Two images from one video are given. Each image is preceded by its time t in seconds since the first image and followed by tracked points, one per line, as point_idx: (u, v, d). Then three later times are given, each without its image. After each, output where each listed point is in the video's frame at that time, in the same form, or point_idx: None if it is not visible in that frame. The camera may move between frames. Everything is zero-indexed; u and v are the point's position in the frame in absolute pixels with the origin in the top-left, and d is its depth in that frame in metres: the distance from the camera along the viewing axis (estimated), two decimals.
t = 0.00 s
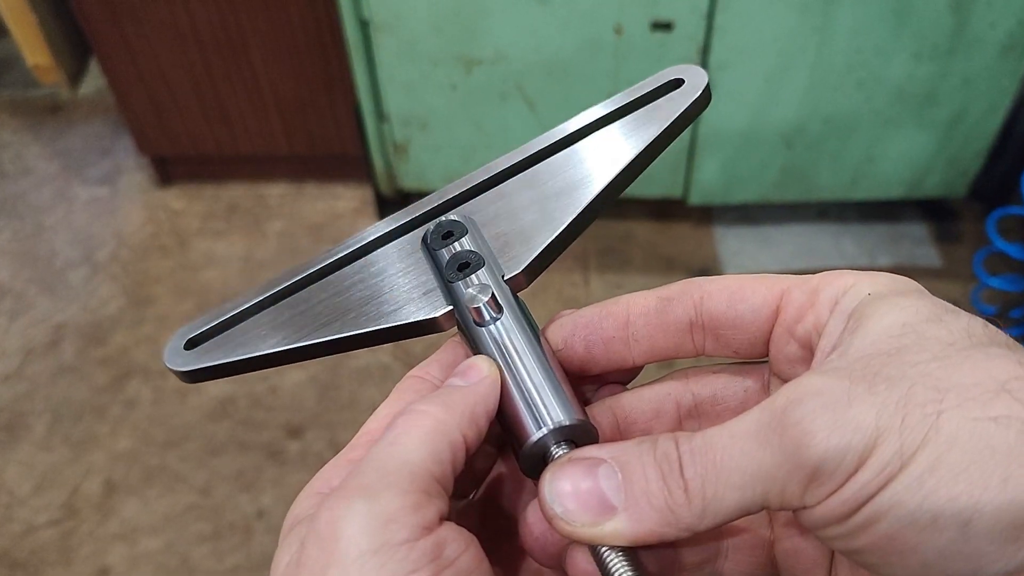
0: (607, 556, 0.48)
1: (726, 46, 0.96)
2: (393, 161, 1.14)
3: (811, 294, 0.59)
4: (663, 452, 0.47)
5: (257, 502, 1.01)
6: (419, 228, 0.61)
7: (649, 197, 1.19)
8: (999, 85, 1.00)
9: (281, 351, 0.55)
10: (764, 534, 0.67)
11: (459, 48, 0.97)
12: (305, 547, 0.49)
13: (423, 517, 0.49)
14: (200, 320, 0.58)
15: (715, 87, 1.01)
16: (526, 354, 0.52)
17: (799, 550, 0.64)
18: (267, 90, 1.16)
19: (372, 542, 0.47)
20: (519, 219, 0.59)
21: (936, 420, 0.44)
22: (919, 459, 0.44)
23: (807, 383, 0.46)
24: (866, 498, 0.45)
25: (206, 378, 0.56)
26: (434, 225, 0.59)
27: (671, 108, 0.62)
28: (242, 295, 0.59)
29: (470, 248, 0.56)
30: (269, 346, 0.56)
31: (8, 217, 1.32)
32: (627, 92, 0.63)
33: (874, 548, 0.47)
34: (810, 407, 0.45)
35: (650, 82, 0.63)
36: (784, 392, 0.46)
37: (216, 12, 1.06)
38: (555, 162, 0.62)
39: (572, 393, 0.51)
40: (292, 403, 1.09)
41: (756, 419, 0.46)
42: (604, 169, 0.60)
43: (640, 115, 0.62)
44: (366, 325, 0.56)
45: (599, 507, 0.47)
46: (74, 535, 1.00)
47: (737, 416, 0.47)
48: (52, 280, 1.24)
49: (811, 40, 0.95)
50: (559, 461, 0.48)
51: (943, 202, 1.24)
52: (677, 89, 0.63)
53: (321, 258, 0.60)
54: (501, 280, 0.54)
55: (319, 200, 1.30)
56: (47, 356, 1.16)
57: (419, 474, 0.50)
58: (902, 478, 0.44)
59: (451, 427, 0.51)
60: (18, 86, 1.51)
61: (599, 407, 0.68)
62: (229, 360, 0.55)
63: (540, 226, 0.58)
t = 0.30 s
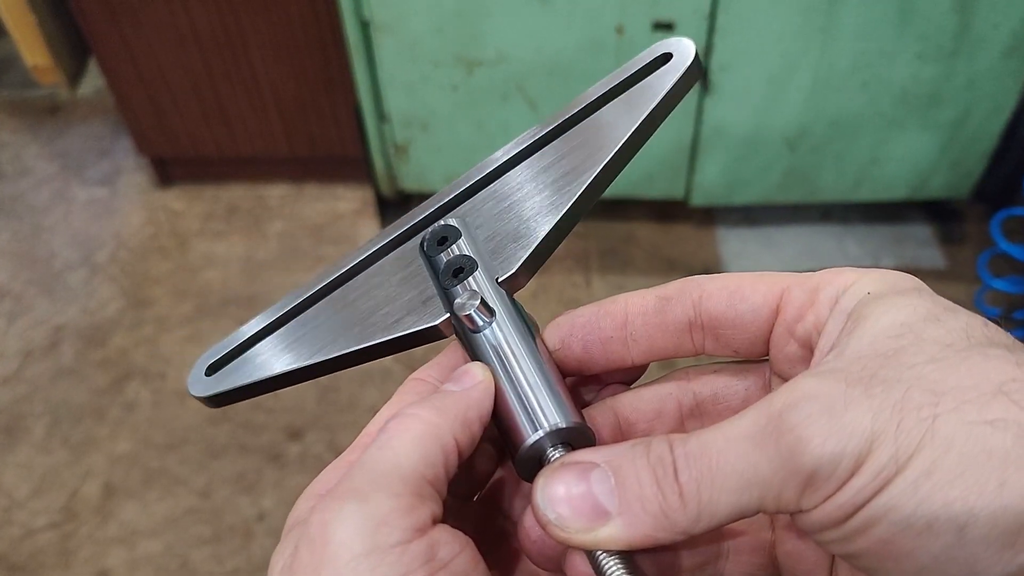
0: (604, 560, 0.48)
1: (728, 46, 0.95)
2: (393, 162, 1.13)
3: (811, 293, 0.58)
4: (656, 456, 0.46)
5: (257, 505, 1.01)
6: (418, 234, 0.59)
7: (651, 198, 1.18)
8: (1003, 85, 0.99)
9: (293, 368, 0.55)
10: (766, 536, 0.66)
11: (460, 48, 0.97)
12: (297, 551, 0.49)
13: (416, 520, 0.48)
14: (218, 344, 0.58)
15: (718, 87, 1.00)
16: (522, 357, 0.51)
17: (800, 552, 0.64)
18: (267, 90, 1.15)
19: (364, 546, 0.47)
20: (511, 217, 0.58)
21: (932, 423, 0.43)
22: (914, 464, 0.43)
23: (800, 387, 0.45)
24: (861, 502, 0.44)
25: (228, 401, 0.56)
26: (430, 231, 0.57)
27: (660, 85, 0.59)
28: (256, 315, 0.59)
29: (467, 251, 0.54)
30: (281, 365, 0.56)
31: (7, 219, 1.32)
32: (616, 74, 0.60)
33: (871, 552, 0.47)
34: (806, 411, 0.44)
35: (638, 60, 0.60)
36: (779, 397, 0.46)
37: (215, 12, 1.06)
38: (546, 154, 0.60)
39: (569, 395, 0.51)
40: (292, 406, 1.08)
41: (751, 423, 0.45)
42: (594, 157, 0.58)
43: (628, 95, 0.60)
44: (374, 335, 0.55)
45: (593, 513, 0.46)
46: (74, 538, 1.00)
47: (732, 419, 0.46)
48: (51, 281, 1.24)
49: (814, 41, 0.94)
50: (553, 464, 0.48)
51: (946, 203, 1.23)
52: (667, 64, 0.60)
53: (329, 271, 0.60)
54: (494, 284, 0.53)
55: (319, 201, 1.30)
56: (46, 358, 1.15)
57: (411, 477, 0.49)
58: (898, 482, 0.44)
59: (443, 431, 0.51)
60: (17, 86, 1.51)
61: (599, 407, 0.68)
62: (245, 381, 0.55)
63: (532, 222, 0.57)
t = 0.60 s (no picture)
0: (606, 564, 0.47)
1: (730, 47, 0.95)
2: (394, 163, 1.13)
3: (814, 291, 0.58)
4: (656, 459, 0.46)
5: (257, 507, 1.00)
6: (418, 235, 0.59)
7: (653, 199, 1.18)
8: (1006, 85, 0.98)
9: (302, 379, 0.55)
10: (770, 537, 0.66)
11: (461, 48, 0.96)
12: (295, 555, 0.49)
13: (414, 524, 0.48)
14: (232, 358, 0.58)
15: (720, 88, 1.00)
16: (521, 359, 0.51)
17: (804, 552, 0.63)
18: (267, 91, 1.15)
19: (362, 550, 0.47)
20: (508, 214, 0.57)
21: (932, 422, 0.43)
22: (915, 464, 0.43)
23: (801, 387, 0.45)
24: (862, 503, 0.44)
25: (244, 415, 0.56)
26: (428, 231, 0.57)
27: (653, 66, 0.57)
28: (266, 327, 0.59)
29: (465, 252, 0.54)
30: (291, 377, 0.56)
31: (7, 219, 1.32)
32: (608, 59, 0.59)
33: (872, 553, 0.46)
34: (806, 412, 0.43)
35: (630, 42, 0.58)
36: (779, 397, 0.45)
37: (215, 13, 1.06)
38: (540, 146, 0.59)
39: (569, 395, 0.50)
40: (293, 408, 1.08)
41: (751, 424, 0.45)
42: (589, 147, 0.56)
43: (622, 78, 0.58)
44: (378, 343, 0.55)
45: (592, 518, 0.46)
46: (73, 540, 0.99)
47: (732, 419, 0.45)
48: (50, 283, 1.23)
49: (817, 40, 0.93)
50: (553, 468, 0.47)
51: (950, 203, 1.23)
52: (659, 43, 0.58)
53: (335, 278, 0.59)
54: (493, 286, 0.53)
55: (319, 202, 1.29)
56: (45, 359, 1.15)
57: (409, 481, 0.49)
58: (899, 482, 0.43)
59: (442, 435, 0.51)
60: (16, 86, 1.51)
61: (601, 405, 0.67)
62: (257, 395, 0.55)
63: (529, 219, 0.56)
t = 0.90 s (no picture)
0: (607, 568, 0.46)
1: (733, 48, 0.95)
2: (395, 165, 1.13)
3: (818, 293, 0.57)
4: (657, 464, 0.45)
5: (257, 509, 1.00)
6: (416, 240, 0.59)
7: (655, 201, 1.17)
8: (1010, 86, 0.98)
9: (306, 391, 0.56)
10: (773, 541, 0.65)
11: (462, 48, 0.96)
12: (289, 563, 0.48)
13: (408, 527, 0.47)
14: (248, 370, 0.60)
15: (722, 89, 0.99)
16: (520, 361, 0.50)
17: (807, 556, 0.63)
18: (267, 91, 1.15)
19: (356, 554, 0.46)
20: (504, 212, 0.56)
21: (936, 427, 0.42)
22: (919, 468, 0.42)
23: (803, 391, 0.44)
24: (865, 508, 0.44)
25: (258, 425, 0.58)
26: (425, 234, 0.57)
27: (642, 49, 0.55)
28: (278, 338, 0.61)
29: (463, 254, 0.54)
30: (297, 389, 0.57)
31: (6, 220, 1.32)
32: (596, 47, 0.57)
33: (876, 559, 0.46)
34: (808, 417, 0.43)
35: (618, 28, 0.56)
36: (782, 401, 0.44)
37: (215, 13, 1.05)
38: (534, 141, 0.57)
39: (568, 398, 0.50)
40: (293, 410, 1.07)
41: (753, 428, 0.44)
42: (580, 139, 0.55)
43: (610, 66, 0.56)
44: (376, 353, 0.55)
45: (593, 523, 0.45)
46: (72, 543, 0.99)
47: (734, 424, 0.45)
48: (49, 284, 1.23)
49: (820, 41, 0.93)
50: (552, 474, 0.47)
51: (954, 205, 1.22)
52: (648, 25, 0.55)
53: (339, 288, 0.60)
54: (490, 289, 0.52)
55: (320, 203, 1.29)
56: (44, 361, 1.14)
57: (403, 484, 0.49)
58: (903, 487, 0.43)
59: (434, 438, 0.51)
60: (15, 87, 1.50)
61: (603, 407, 0.67)
62: (267, 408, 0.57)
63: (522, 216, 0.54)
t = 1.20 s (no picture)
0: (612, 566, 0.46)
1: (735, 48, 0.94)
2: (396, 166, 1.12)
3: (820, 294, 0.57)
4: (665, 461, 0.44)
5: (257, 511, 0.99)
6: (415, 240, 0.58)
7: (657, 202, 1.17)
8: (1014, 86, 0.97)
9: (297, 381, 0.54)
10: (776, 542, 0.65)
11: (462, 49, 0.96)
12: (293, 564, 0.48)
13: (414, 530, 0.47)
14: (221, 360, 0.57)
15: (724, 89, 0.99)
16: (523, 360, 0.50)
17: (811, 558, 0.62)
18: (267, 91, 1.14)
19: (361, 558, 0.46)
20: (508, 216, 0.56)
21: (947, 424, 0.42)
22: (930, 466, 0.42)
23: (811, 390, 0.44)
24: (874, 507, 0.43)
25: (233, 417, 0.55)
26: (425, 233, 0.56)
27: (654, 70, 0.58)
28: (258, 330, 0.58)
29: (465, 255, 0.53)
30: (285, 380, 0.54)
31: (5, 222, 1.31)
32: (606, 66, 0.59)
33: (884, 558, 0.45)
34: (817, 415, 0.43)
35: (628, 49, 0.59)
36: (789, 401, 0.44)
37: (215, 13, 1.05)
38: (539, 151, 0.59)
39: (571, 398, 0.49)
40: (292, 412, 1.07)
41: (760, 427, 0.44)
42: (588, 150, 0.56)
43: (625, 82, 0.58)
44: (375, 346, 0.54)
45: (601, 520, 0.45)
46: (71, 545, 0.98)
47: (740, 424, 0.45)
48: (49, 285, 1.23)
49: (822, 41, 0.93)
50: (559, 471, 0.46)
51: (957, 206, 1.21)
52: (659, 48, 0.59)
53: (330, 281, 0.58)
54: (493, 287, 0.52)
55: (320, 204, 1.28)
56: (43, 362, 1.14)
57: (409, 486, 0.48)
58: (913, 485, 0.42)
59: (441, 440, 0.50)
60: (14, 88, 1.50)
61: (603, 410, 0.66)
62: (249, 397, 0.54)
63: (528, 221, 0.55)
